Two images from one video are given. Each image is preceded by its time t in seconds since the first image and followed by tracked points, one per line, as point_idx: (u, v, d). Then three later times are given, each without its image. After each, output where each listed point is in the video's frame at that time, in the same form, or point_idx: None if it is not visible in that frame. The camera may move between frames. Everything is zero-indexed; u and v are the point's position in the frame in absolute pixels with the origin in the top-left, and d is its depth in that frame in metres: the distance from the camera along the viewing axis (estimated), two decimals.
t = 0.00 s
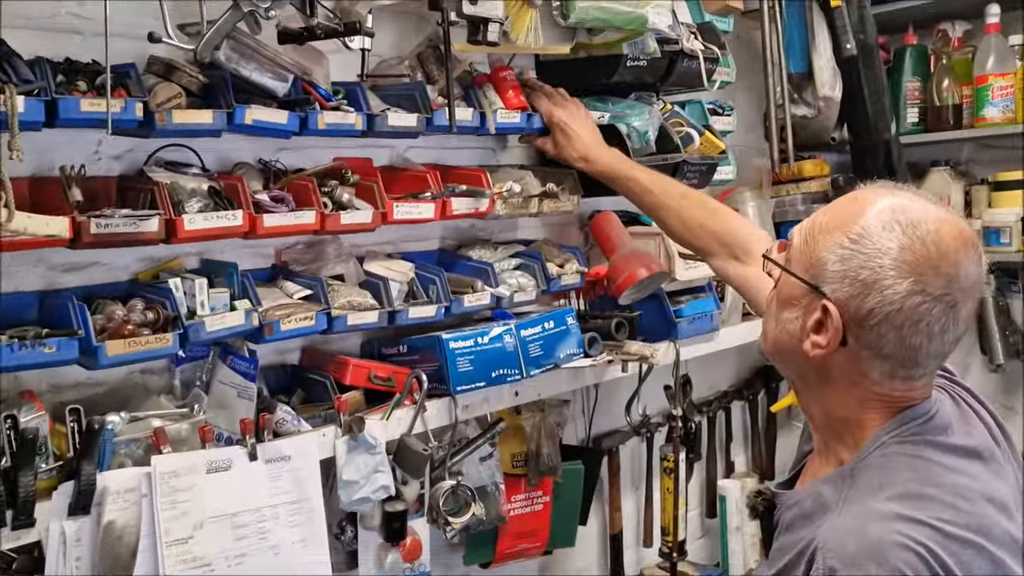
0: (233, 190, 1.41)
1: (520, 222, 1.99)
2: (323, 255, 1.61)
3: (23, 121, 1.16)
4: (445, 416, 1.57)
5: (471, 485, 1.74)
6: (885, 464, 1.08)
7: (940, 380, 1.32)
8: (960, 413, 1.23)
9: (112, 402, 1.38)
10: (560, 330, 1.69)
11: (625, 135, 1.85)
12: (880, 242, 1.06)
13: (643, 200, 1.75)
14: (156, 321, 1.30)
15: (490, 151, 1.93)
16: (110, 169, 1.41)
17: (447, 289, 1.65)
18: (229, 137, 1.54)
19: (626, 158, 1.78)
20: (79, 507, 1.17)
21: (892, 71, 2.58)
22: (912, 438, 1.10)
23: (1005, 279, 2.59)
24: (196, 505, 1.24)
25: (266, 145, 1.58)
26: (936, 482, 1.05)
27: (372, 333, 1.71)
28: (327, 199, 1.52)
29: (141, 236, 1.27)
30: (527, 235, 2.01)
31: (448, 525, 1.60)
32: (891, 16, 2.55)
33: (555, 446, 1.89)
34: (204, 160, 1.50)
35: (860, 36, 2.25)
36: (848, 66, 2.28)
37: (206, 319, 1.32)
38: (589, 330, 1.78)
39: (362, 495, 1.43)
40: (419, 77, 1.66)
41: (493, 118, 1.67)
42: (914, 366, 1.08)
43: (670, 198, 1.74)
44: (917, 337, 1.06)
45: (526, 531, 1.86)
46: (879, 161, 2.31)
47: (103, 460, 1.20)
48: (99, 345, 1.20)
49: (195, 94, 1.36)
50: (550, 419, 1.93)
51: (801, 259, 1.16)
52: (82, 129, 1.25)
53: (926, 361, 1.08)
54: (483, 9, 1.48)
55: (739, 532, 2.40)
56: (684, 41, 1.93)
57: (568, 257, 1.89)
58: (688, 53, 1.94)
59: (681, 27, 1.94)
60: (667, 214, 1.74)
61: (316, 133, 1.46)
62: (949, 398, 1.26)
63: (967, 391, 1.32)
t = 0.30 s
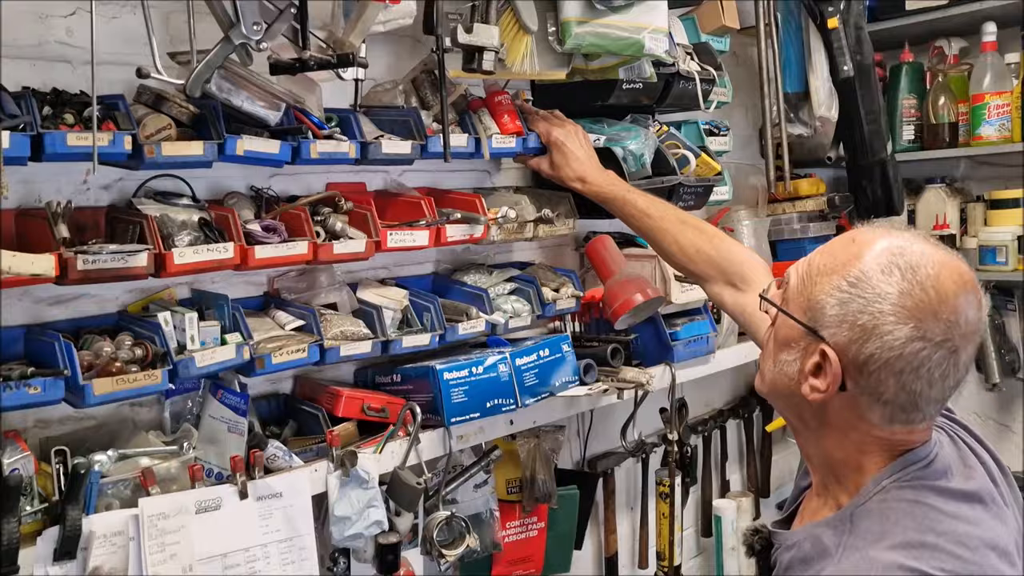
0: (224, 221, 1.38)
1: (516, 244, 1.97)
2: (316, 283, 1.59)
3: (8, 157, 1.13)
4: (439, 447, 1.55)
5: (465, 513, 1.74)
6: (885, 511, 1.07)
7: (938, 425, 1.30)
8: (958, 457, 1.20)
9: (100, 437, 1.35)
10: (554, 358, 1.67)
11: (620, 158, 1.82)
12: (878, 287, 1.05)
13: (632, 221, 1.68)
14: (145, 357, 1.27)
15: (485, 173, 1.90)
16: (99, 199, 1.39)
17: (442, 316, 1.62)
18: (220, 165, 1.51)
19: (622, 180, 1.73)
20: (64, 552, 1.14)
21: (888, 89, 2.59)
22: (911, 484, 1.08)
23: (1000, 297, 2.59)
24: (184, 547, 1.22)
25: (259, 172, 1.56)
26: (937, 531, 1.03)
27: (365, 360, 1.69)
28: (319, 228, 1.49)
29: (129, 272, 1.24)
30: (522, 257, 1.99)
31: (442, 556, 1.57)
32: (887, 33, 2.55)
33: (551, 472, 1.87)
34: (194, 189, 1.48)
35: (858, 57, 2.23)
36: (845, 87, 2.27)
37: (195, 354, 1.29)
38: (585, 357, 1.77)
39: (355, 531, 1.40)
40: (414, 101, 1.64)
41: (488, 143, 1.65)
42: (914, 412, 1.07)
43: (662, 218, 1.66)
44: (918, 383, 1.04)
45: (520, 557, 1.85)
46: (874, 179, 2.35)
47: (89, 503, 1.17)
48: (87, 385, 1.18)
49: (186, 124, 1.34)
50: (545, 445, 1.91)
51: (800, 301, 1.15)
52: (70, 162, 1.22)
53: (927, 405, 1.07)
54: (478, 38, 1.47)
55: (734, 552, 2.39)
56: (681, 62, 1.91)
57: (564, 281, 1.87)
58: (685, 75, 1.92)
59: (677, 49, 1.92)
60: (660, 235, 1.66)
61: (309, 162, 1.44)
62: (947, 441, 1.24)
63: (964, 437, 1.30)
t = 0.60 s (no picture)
0: (208, 242, 1.35)
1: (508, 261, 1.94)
2: (304, 303, 1.55)
3: None
4: (429, 472, 1.51)
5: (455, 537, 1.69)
6: (887, 548, 1.04)
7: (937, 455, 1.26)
8: (958, 489, 1.18)
9: (80, 463, 1.32)
10: (548, 379, 1.64)
11: (615, 174, 1.79)
12: (878, 320, 1.02)
13: (627, 238, 1.65)
14: (125, 385, 1.23)
15: (477, 189, 1.87)
16: (80, 219, 1.35)
17: (433, 337, 1.59)
18: (206, 183, 1.48)
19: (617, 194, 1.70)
20: None
21: (885, 101, 2.59)
22: (912, 519, 1.06)
23: (996, 312, 2.57)
24: None
25: (245, 190, 1.53)
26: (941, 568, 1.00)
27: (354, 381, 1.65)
28: (308, 249, 1.45)
29: (110, 296, 1.20)
30: (515, 273, 1.96)
31: None
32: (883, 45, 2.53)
33: (542, 492, 1.84)
34: (179, 208, 1.44)
35: (855, 72, 2.22)
36: (842, 101, 2.26)
37: (178, 381, 1.26)
38: (579, 377, 1.74)
39: (343, 560, 1.37)
40: (405, 117, 1.61)
41: (480, 160, 1.62)
42: (916, 447, 1.04)
43: (658, 233, 1.63)
44: (920, 419, 1.02)
45: None
46: (870, 194, 2.33)
47: (66, 537, 1.14)
48: (64, 414, 1.14)
49: (171, 143, 1.31)
50: (537, 465, 1.88)
51: (797, 333, 1.12)
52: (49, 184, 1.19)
53: (929, 439, 1.04)
54: (471, 56, 1.44)
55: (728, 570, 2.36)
56: (676, 77, 1.89)
57: (558, 299, 1.84)
58: (680, 89, 1.89)
59: (673, 63, 1.90)
60: (655, 252, 1.62)
61: (297, 181, 1.40)
62: (947, 471, 1.21)
63: (963, 466, 1.27)
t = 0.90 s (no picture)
0: (195, 246, 1.32)
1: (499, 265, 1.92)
2: (293, 308, 1.53)
3: None
4: (418, 481, 1.49)
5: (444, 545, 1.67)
6: (880, 563, 1.02)
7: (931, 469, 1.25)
8: (952, 504, 1.16)
9: (62, 471, 1.29)
10: (539, 387, 1.62)
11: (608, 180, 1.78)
12: (869, 335, 1.01)
13: (616, 239, 1.62)
14: (109, 392, 1.21)
15: (469, 193, 1.85)
16: (63, 221, 1.32)
17: (423, 343, 1.57)
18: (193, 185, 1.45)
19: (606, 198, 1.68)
20: None
21: (878, 108, 2.57)
22: (906, 535, 1.04)
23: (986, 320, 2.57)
24: None
25: (233, 193, 1.50)
26: None
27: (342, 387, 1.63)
28: (296, 254, 1.43)
29: (93, 302, 1.18)
30: (506, 278, 1.94)
31: None
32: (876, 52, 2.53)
33: (532, 500, 1.82)
34: (165, 211, 1.42)
35: (849, 80, 2.21)
36: (836, 110, 2.25)
37: (163, 389, 1.23)
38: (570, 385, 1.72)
39: (330, 570, 1.35)
40: (397, 120, 1.59)
41: (472, 164, 1.61)
42: (910, 461, 1.03)
43: (649, 235, 1.60)
44: (913, 434, 1.01)
45: None
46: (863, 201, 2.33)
47: (46, 548, 1.12)
48: (46, 423, 1.12)
49: (157, 146, 1.29)
50: (527, 473, 1.86)
51: (787, 348, 1.10)
52: (32, 187, 1.16)
53: (923, 453, 1.03)
54: (465, 60, 1.42)
55: None
56: (671, 83, 1.87)
57: (549, 305, 1.82)
58: (675, 95, 1.88)
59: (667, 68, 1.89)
60: (645, 254, 1.59)
61: (287, 185, 1.38)
62: (940, 486, 1.20)
63: (956, 480, 1.26)
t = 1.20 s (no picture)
0: (189, 247, 1.32)
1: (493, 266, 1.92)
2: (286, 308, 1.53)
3: None
4: (411, 482, 1.49)
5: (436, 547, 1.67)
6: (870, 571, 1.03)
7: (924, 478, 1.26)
8: (944, 513, 1.17)
9: (54, 471, 1.29)
10: (533, 388, 1.62)
11: (604, 182, 1.78)
12: (854, 340, 1.02)
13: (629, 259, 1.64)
14: (101, 392, 1.21)
15: (464, 194, 1.85)
16: (56, 220, 1.32)
17: (417, 344, 1.57)
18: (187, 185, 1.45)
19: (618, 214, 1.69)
20: None
21: (872, 111, 2.57)
22: (897, 543, 1.05)
23: (978, 324, 2.57)
24: None
25: (227, 193, 1.50)
26: None
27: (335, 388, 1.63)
28: (290, 254, 1.43)
29: (86, 302, 1.17)
30: (500, 280, 1.94)
31: None
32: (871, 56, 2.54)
33: (525, 502, 1.82)
34: (159, 211, 1.41)
35: (844, 84, 2.21)
36: (831, 113, 2.25)
37: (156, 389, 1.23)
38: (564, 387, 1.72)
39: (323, 571, 1.35)
40: (392, 121, 1.59)
41: (468, 166, 1.61)
42: (898, 467, 1.03)
43: (660, 255, 1.63)
44: (901, 438, 1.01)
45: None
46: (857, 204, 2.34)
47: (36, 550, 1.11)
48: (38, 423, 1.11)
49: (151, 145, 1.28)
50: (520, 474, 1.86)
51: (774, 355, 1.11)
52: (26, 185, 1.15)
53: (911, 458, 1.03)
54: (461, 62, 1.41)
55: None
56: (666, 85, 1.87)
57: (543, 306, 1.82)
58: (670, 97, 1.89)
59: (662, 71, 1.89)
60: (656, 273, 1.62)
61: (281, 185, 1.38)
62: (933, 494, 1.20)
63: (949, 488, 1.27)
